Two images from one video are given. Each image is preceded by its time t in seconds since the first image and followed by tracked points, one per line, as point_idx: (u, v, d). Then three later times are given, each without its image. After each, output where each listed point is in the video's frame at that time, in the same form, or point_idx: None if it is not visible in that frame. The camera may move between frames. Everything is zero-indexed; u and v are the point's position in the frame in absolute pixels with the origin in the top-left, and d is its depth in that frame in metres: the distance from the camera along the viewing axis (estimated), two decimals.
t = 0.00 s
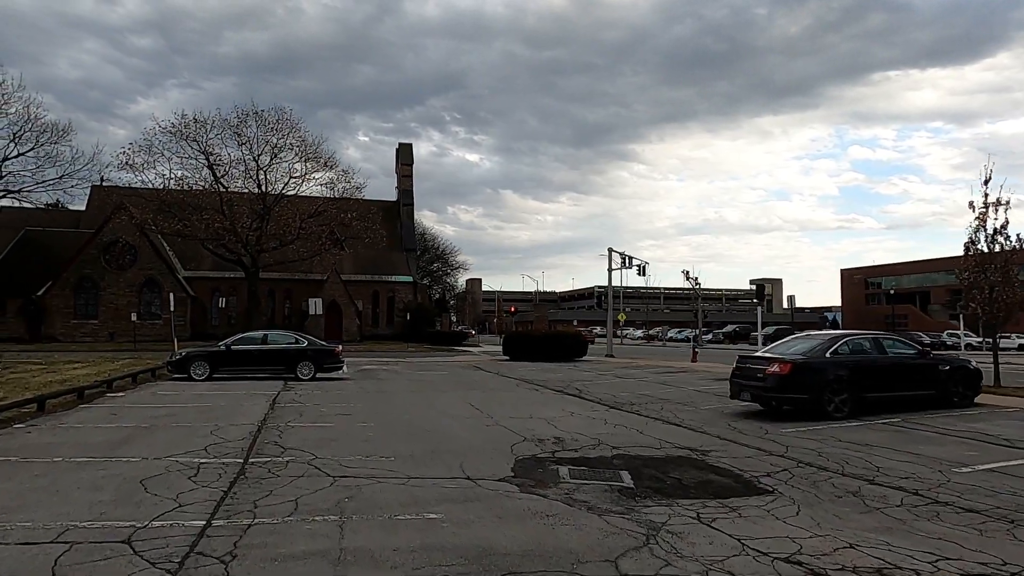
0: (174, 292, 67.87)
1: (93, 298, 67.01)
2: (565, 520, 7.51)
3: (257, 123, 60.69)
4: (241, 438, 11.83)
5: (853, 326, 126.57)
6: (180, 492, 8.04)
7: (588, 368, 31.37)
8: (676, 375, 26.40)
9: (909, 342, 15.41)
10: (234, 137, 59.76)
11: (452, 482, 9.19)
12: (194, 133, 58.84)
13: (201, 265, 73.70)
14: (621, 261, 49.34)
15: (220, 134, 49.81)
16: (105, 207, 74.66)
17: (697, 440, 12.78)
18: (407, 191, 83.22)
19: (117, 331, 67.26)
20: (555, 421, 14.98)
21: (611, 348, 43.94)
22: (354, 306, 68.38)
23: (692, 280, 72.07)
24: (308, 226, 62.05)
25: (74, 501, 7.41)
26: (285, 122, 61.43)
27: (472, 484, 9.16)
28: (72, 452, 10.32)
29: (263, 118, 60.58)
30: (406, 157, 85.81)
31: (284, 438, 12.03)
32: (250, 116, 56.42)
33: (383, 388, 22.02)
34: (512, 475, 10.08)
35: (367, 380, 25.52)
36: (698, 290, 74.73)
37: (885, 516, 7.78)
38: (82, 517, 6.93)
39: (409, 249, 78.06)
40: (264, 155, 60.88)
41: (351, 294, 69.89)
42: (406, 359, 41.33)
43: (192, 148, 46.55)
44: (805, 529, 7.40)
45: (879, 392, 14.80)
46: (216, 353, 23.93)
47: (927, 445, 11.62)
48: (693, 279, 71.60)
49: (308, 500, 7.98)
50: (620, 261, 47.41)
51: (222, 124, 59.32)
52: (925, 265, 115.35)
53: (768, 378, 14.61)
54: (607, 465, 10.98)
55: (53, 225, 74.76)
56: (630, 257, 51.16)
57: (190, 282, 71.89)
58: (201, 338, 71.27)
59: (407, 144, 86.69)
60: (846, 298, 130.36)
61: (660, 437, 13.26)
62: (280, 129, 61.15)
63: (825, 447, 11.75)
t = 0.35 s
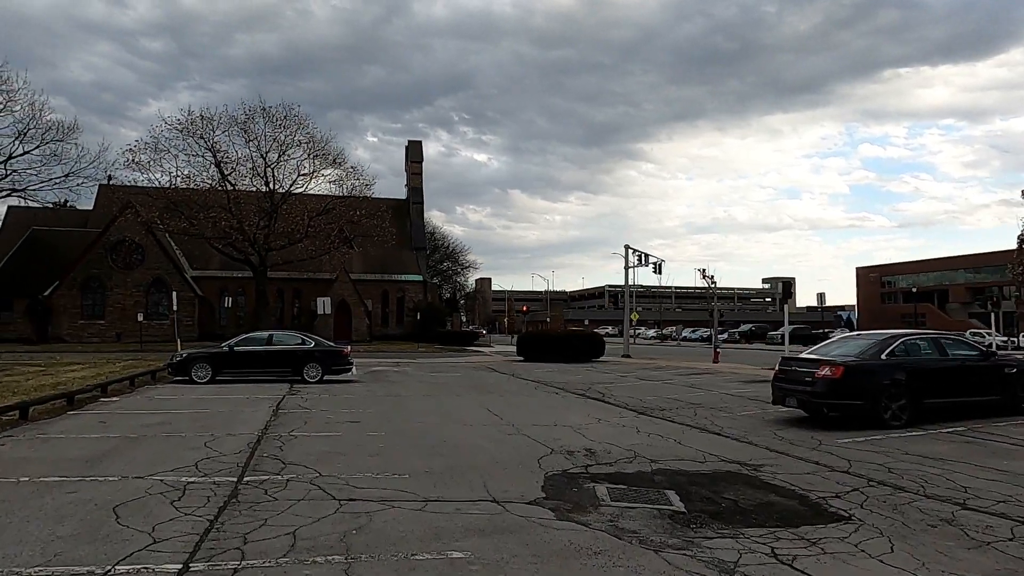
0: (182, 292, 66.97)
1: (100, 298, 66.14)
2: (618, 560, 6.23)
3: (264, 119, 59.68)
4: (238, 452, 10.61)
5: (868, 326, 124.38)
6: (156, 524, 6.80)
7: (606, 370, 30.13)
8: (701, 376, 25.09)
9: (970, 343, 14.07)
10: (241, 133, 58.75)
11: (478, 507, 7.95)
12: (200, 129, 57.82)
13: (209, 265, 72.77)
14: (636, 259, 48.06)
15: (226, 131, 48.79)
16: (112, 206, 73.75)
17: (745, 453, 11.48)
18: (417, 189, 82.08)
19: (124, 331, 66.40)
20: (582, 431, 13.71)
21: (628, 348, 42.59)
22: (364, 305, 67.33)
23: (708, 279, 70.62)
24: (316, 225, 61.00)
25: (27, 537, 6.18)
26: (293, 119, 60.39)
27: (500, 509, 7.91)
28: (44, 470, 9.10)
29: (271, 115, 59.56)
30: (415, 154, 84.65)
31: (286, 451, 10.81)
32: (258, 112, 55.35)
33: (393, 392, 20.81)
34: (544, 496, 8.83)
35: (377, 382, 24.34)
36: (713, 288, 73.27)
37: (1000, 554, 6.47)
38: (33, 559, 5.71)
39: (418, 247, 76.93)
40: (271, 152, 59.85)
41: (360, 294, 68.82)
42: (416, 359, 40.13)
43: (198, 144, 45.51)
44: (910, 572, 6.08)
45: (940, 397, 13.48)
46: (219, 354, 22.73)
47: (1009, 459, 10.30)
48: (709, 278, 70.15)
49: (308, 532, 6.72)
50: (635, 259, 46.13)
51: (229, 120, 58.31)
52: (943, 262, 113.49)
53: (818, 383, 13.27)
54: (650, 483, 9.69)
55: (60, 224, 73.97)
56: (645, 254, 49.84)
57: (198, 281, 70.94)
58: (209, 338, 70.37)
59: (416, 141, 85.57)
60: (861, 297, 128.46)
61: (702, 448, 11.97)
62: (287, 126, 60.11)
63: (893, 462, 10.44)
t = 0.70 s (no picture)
0: (186, 292, 65.85)
1: (103, 299, 65.11)
2: None
3: (269, 117, 58.61)
4: (228, 470, 9.33)
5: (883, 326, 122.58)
6: (114, 570, 5.50)
7: (624, 371, 28.78)
8: (726, 379, 23.71)
9: None
10: (246, 131, 57.68)
11: (508, 541, 6.63)
12: (204, 127, 56.78)
13: (214, 265, 71.69)
14: (650, 258, 46.73)
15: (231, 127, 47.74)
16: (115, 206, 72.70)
17: (802, 468, 10.15)
18: (424, 188, 80.86)
19: (128, 332, 65.34)
20: (612, 442, 12.40)
21: (644, 350, 41.20)
22: (371, 306, 66.14)
23: (722, 278, 69.13)
24: (322, 224, 59.85)
25: None
26: (299, 116, 59.28)
27: (535, 545, 6.59)
28: None
29: (276, 112, 58.47)
30: (423, 153, 83.38)
31: (283, 469, 9.53)
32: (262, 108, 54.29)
33: (401, 397, 19.51)
34: (584, 524, 7.49)
35: (385, 386, 23.05)
36: (726, 288, 71.84)
37: None
38: None
39: (426, 247, 75.64)
40: (276, 150, 58.75)
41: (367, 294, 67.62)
42: (425, 361, 38.83)
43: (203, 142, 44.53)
44: None
45: (1011, 403, 12.13)
46: (217, 357, 21.48)
47: None
48: (723, 277, 68.66)
49: None
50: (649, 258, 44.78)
51: (234, 117, 57.25)
52: (957, 261, 111.83)
53: (876, 388, 11.93)
54: (701, 508, 8.36)
55: (63, 224, 72.99)
56: (659, 252, 48.50)
57: (202, 282, 69.83)
58: (214, 339, 69.25)
59: (424, 139, 84.37)
60: (874, 296, 126.77)
61: (751, 462, 10.63)
62: (293, 123, 59.01)
63: (978, 481, 9.08)
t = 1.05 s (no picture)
0: (191, 292, 64.87)
1: (108, 299, 64.16)
2: None
3: (275, 113, 57.48)
4: (214, 493, 8.10)
5: (898, 325, 120.73)
6: None
7: (644, 373, 27.53)
8: (755, 381, 22.42)
9: None
10: (251, 127, 56.55)
11: None
12: (209, 122, 55.64)
13: (220, 265, 70.61)
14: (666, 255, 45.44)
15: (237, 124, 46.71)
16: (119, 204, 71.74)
17: (873, 488, 8.85)
18: (433, 186, 79.65)
19: (133, 333, 64.37)
20: (648, 455, 11.11)
21: (661, 350, 39.86)
22: (378, 306, 65.03)
23: (737, 277, 67.71)
24: (329, 223, 58.70)
25: None
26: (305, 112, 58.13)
27: None
28: None
29: (281, 108, 57.33)
30: (431, 150, 82.17)
31: (277, 491, 8.30)
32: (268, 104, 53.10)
33: (412, 402, 18.28)
34: (635, 566, 6.20)
35: (394, 389, 21.82)
36: (741, 287, 70.44)
37: None
38: None
39: (434, 246, 74.40)
40: (282, 146, 57.64)
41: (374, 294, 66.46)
42: (434, 362, 37.66)
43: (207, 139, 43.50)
44: None
45: None
46: (217, 359, 20.31)
47: None
48: (738, 275, 67.24)
49: None
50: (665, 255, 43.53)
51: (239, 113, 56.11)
52: (974, 259, 109.90)
53: (947, 396, 10.65)
54: (769, 541, 7.06)
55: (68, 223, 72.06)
56: (676, 249, 47.16)
57: (208, 282, 68.82)
58: (220, 340, 68.22)
59: (432, 137, 83.12)
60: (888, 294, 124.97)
61: (812, 481, 9.33)
62: (299, 119, 57.85)
63: None
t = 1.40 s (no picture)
0: (196, 293, 63.84)
1: (111, 300, 63.19)
2: None
3: (279, 110, 56.35)
4: (191, 527, 6.88)
5: (911, 324, 119.21)
6: None
7: (663, 376, 26.23)
8: (785, 385, 21.07)
9: None
10: (254, 124, 55.42)
11: None
12: (212, 119, 54.50)
13: (224, 265, 69.53)
14: (680, 253, 44.15)
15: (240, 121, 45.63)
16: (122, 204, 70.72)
17: (963, 518, 7.54)
18: (440, 184, 78.43)
19: (137, 335, 63.36)
20: (689, 474, 9.79)
21: (676, 351, 38.52)
22: (385, 306, 63.85)
23: (751, 275, 66.26)
24: (335, 222, 57.56)
25: None
26: (309, 108, 56.99)
27: None
28: None
29: (285, 105, 56.20)
30: (437, 148, 80.89)
31: (266, 524, 7.03)
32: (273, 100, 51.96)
33: (420, 408, 17.03)
34: None
35: (401, 393, 20.56)
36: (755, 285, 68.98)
37: None
38: None
39: (442, 245, 73.16)
40: (286, 144, 56.52)
41: (381, 294, 65.30)
42: (442, 363, 36.47)
43: (210, 137, 42.44)
44: None
45: None
46: (212, 362, 19.08)
47: None
48: (753, 273, 65.83)
49: None
50: (680, 253, 42.22)
51: (242, 109, 54.96)
52: (989, 257, 108.10)
53: None
54: None
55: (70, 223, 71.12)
56: (690, 246, 45.81)
57: (212, 282, 67.76)
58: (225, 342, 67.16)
59: (439, 134, 81.85)
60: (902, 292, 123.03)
61: (889, 507, 8.01)
62: (303, 116, 56.70)
63: None
